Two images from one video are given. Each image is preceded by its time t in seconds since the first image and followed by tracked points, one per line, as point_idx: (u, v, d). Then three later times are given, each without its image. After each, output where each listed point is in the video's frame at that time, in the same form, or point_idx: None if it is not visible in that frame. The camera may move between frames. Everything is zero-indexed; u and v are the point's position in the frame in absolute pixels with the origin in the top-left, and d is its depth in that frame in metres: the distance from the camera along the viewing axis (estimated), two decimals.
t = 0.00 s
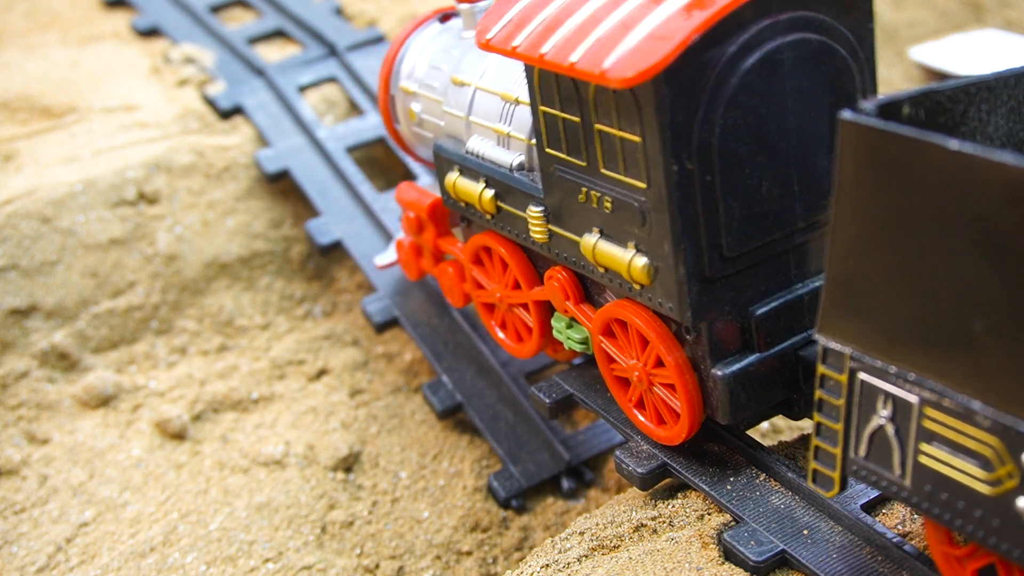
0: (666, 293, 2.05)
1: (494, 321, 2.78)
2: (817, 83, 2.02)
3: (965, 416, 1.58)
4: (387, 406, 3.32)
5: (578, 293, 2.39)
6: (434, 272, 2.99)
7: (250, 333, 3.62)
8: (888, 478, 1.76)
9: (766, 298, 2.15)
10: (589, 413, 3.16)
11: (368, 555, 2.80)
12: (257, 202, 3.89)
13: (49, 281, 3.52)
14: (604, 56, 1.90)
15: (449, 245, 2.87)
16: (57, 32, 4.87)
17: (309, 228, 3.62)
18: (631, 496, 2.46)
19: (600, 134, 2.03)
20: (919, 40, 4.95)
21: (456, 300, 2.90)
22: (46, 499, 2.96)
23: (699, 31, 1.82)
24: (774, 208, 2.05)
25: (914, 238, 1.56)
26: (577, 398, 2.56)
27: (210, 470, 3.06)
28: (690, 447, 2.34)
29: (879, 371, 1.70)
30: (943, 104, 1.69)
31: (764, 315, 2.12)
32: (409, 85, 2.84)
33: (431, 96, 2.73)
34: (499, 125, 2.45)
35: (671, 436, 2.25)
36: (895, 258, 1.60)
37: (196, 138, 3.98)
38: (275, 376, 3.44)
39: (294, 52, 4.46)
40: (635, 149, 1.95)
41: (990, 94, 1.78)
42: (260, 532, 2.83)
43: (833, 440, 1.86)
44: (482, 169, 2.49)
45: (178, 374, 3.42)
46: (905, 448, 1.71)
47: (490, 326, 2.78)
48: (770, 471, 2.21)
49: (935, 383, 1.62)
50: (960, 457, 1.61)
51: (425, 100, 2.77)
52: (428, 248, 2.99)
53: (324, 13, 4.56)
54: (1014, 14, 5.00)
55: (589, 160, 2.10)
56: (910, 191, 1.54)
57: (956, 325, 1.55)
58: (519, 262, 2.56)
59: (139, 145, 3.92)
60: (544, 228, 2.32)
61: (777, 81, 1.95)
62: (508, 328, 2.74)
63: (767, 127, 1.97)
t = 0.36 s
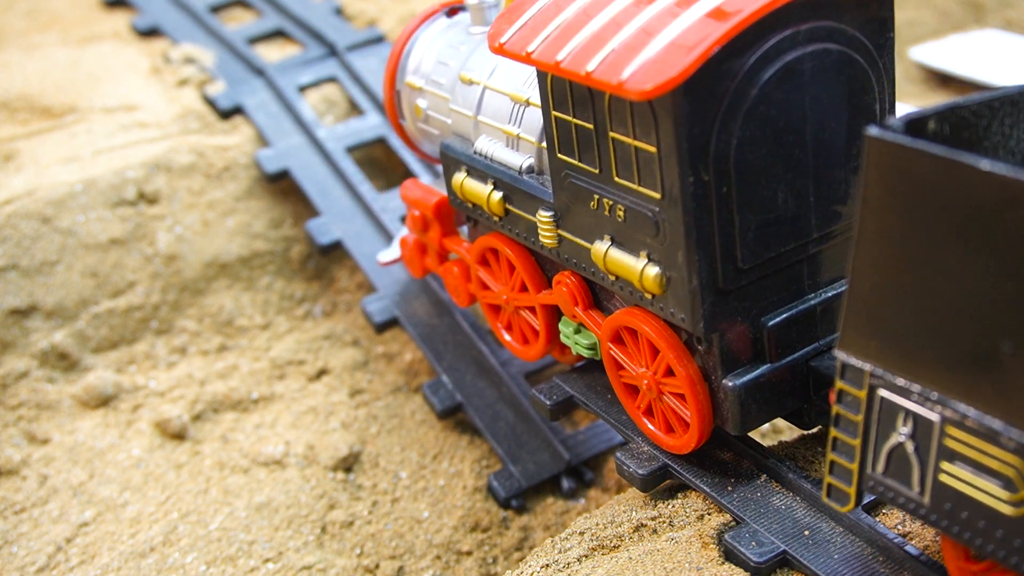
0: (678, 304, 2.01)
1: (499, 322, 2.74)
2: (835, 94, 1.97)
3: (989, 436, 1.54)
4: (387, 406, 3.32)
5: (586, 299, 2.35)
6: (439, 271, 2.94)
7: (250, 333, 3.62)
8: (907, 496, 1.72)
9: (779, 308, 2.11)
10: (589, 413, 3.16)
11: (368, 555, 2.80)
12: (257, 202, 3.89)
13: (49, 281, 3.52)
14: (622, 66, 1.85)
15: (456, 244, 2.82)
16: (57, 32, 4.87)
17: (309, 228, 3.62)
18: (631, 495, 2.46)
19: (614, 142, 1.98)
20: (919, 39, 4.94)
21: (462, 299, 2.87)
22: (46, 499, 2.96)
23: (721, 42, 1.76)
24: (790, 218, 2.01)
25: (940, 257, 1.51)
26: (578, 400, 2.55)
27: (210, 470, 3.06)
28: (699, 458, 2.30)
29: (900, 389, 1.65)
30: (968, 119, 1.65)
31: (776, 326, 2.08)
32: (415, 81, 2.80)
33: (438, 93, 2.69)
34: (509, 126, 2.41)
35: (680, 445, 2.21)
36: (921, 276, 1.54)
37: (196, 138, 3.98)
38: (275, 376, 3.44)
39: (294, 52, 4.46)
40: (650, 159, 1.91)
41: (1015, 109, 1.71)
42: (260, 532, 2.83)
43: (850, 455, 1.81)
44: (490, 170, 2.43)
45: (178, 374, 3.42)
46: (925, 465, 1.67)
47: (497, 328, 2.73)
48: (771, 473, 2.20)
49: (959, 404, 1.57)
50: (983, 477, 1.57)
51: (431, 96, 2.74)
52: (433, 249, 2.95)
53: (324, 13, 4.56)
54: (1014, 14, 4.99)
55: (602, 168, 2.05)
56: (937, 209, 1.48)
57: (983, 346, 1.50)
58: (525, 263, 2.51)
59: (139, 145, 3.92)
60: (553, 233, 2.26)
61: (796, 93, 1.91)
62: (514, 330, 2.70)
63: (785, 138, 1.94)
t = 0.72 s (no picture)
0: (679, 305, 2.01)
1: (501, 320, 2.73)
2: (838, 95, 1.97)
3: (987, 445, 1.54)
4: (387, 406, 3.32)
5: (588, 299, 2.35)
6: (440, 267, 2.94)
7: (250, 333, 3.62)
8: (905, 502, 1.72)
9: (780, 311, 2.11)
10: (589, 413, 3.16)
11: (368, 555, 2.80)
12: (257, 202, 3.89)
13: (49, 281, 3.52)
14: (624, 67, 1.85)
15: (456, 240, 2.81)
16: (57, 32, 4.87)
17: (309, 228, 3.62)
18: (631, 495, 2.46)
19: (616, 143, 1.98)
20: (919, 40, 4.94)
21: (464, 295, 2.86)
22: (46, 500, 2.96)
23: (723, 45, 1.76)
24: (792, 220, 2.01)
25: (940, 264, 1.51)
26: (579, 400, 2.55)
27: (210, 470, 3.06)
28: (700, 458, 2.30)
29: (899, 395, 1.65)
30: (970, 124, 1.65)
31: (778, 328, 2.08)
32: (418, 78, 2.79)
33: (441, 91, 2.69)
34: (511, 125, 2.40)
35: (679, 445, 2.21)
36: (922, 284, 1.55)
37: (196, 138, 3.98)
38: (275, 376, 3.44)
39: (294, 52, 4.46)
40: (652, 161, 1.90)
41: (1019, 114, 1.71)
42: (260, 532, 2.83)
43: (849, 460, 1.80)
44: (491, 168, 2.42)
45: (178, 374, 3.42)
46: (922, 471, 1.67)
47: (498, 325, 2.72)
48: (771, 473, 2.21)
49: (958, 412, 1.57)
50: (980, 484, 1.57)
51: (434, 94, 2.73)
52: (434, 243, 2.94)
53: (324, 13, 4.56)
54: (1014, 14, 4.99)
55: (604, 168, 2.05)
56: (938, 216, 1.49)
57: (983, 354, 1.50)
58: (526, 261, 2.50)
59: (139, 145, 3.92)
60: (555, 232, 2.26)
61: (798, 95, 1.91)
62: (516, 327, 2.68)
63: (787, 140, 1.94)
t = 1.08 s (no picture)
0: (714, 325, 1.93)
1: (510, 324, 2.64)
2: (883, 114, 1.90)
3: None
4: (387, 406, 3.31)
5: (608, 309, 2.27)
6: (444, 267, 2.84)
7: (250, 333, 3.62)
8: (946, 526, 1.71)
9: (813, 331, 2.03)
10: (589, 413, 3.15)
11: (368, 555, 2.80)
12: (257, 202, 3.89)
13: (49, 281, 3.52)
14: (672, 86, 1.76)
15: (462, 240, 2.71)
16: (57, 32, 4.87)
17: (309, 228, 3.62)
18: (631, 495, 2.46)
19: (653, 159, 1.90)
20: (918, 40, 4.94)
21: (468, 296, 2.76)
22: (46, 499, 2.96)
23: (779, 66, 1.67)
24: (831, 241, 1.94)
25: (989, 286, 1.48)
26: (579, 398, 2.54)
27: (210, 470, 3.06)
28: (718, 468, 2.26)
29: (941, 419, 1.63)
30: (1016, 141, 1.63)
31: (813, 347, 2.00)
32: (423, 69, 2.65)
33: (449, 85, 2.55)
34: (528, 127, 2.30)
35: (709, 462, 2.15)
36: (970, 306, 1.52)
37: (197, 138, 3.98)
38: (275, 376, 3.44)
39: (294, 52, 4.45)
40: (693, 180, 1.83)
41: None
42: (260, 532, 2.83)
43: (887, 483, 1.79)
44: (508, 171, 2.33)
45: (178, 374, 3.42)
46: (965, 496, 1.65)
47: (508, 330, 2.64)
48: (772, 472, 2.20)
49: (1001, 434, 1.55)
50: None
51: (440, 87, 2.60)
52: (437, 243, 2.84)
53: (324, 13, 4.56)
54: (1014, 14, 4.99)
55: (637, 182, 1.96)
56: (987, 237, 1.46)
57: None
58: (540, 264, 2.40)
59: (139, 145, 3.92)
60: (576, 242, 2.17)
61: (846, 115, 1.84)
62: (525, 331, 2.60)
63: (832, 160, 1.87)
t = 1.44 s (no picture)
0: (727, 334, 1.91)
1: (525, 328, 2.59)
2: (903, 124, 1.88)
3: None
4: (387, 406, 3.31)
5: (623, 316, 2.24)
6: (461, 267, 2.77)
7: (250, 333, 3.62)
8: (967, 540, 1.71)
9: (830, 342, 2.01)
10: (589, 413, 3.15)
11: (368, 555, 2.80)
12: (257, 202, 3.89)
13: (49, 281, 3.52)
14: (688, 94, 1.74)
15: (479, 241, 2.66)
16: (57, 32, 4.87)
17: (309, 228, 3.61)
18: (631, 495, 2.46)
19: (668, 165, 1.89)
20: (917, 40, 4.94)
21: (485, 297, 2.70)
22: (46, 499, 2.96)
23: (797, 75, 1.66)
24: (848, 253, 1.92)
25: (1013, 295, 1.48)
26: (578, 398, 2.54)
27: (210, 470, 3.06)
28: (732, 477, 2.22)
29: (964, 432, 1.62)
30: None
31: (827, 359, 1.98)
32: (442, 66, 2.63)
33: (468, 84, 2.53)
34: (547, 129, 2.28)
35: (723, 472, 2.11)
36: (992, 316, 1.52)
37: (197, 138, 3.98)
38: (275, 376, 3.44)
39: (294, 52, 4.45)
40: (709, 188, 1.81)
41: None
42: (260, 532, 2.84)
43: (906, 497, 1.78)
44: (524, 173, 2.31)
45: (178, 374, 3.42)
46: (987, 509, 1.65)
47: (522, 333, 2.59)
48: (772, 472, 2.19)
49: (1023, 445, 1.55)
50: None
51: (459, 84, 2.58)
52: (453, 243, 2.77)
53: (324, 13, 4.56)
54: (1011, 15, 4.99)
55: (653, 189, 1.95)
56: (1011, 246, 1.46)
57: None
58: (555, 268, 2.37)
59: (139, 145, 3.92)
60: (592, 249, 2.16)
61: (865, 125, 1.82)
62: (540, 336, 2.55)
63: (851, 171, 1.85)
